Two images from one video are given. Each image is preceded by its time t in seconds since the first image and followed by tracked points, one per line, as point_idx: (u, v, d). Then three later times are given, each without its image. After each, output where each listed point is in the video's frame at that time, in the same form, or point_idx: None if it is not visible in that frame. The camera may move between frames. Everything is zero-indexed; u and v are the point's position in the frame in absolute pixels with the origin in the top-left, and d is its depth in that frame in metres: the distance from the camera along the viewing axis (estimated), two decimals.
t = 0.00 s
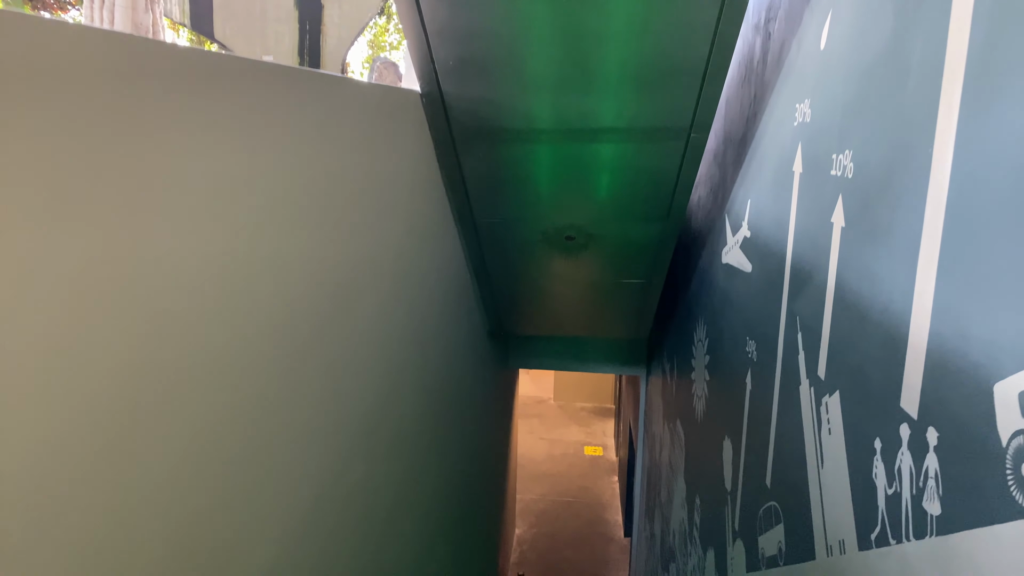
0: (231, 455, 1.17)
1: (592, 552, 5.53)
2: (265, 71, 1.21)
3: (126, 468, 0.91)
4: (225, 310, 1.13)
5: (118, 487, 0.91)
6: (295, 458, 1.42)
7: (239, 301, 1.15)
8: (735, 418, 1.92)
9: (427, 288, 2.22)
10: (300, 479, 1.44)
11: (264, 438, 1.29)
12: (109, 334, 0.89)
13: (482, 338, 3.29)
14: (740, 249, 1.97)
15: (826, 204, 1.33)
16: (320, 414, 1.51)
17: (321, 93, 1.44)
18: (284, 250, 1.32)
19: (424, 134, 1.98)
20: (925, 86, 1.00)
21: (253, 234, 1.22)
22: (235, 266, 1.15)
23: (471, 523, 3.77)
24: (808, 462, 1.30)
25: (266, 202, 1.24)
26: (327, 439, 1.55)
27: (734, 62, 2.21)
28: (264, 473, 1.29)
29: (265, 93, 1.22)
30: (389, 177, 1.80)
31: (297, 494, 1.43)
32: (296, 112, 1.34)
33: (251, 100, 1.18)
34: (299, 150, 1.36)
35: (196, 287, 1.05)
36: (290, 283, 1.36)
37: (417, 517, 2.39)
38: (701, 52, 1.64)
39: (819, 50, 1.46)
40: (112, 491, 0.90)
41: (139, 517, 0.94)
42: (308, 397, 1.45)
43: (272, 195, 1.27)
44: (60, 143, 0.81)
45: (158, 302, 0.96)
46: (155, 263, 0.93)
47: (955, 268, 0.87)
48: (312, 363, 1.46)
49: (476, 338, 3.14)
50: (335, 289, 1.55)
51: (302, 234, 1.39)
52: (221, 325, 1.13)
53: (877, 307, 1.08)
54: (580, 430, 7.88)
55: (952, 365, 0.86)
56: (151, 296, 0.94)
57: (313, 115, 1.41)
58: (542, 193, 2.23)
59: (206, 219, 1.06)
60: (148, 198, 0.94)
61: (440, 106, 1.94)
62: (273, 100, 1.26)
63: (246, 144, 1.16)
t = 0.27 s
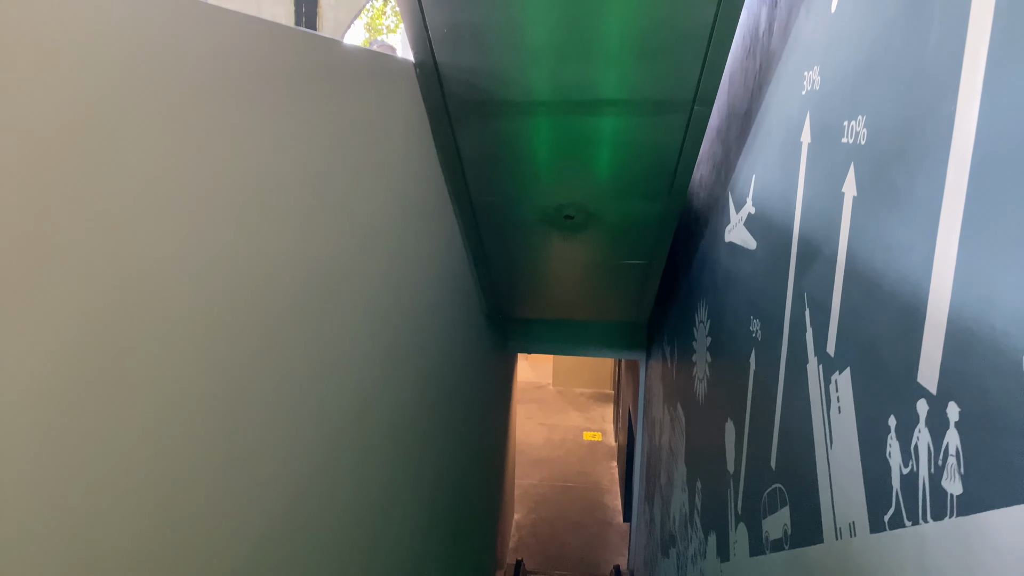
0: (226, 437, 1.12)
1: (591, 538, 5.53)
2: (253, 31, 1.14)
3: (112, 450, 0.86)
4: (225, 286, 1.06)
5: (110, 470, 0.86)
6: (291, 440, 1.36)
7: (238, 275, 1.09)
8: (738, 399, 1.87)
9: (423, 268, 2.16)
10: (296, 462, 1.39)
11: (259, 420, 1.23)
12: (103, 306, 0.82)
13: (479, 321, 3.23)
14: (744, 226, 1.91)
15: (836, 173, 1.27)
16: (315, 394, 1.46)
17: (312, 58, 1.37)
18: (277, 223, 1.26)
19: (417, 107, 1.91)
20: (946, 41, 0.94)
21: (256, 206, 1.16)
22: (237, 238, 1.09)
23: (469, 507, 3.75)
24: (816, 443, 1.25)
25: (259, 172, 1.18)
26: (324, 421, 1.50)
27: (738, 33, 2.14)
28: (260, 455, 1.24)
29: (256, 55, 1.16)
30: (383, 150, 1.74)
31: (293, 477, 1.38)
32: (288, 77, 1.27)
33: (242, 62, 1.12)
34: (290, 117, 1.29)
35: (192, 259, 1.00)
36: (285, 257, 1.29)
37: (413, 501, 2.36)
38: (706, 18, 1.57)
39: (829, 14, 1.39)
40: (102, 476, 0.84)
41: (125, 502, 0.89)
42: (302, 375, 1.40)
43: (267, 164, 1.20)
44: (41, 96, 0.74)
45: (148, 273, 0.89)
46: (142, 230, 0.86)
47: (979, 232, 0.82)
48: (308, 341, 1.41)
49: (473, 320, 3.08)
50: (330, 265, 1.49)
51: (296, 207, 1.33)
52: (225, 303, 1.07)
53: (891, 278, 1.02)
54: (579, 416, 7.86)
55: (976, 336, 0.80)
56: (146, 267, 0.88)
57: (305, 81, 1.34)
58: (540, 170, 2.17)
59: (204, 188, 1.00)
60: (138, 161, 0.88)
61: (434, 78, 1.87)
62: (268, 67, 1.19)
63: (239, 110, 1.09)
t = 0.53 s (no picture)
0: (227, 422, 1.07)
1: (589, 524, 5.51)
2: None
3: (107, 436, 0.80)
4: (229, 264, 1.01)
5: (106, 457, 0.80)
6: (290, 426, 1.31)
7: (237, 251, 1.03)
8: (741, 381, 1.83)
9: (418, 248, 2.10)
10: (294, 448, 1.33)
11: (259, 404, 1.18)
12: (94, 282, 0.76)
13: (475, 305, 3.17)
14: (748, 204, 1.85)
15: (847, 142, 1.21)
16: (313, 378, 1.41)
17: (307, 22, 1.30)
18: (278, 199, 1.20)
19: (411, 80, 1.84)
20: None
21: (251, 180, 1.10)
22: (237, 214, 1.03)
23: (465, 492, 3.71)
24: (824, 424, 1.20)
25: (259, 144, 1.12)
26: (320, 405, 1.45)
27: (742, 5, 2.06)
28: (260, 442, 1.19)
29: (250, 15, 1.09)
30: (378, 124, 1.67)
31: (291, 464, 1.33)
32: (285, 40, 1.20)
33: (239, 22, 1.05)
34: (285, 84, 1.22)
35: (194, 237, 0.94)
36: (285, 236, 1.24)
37: (408, 486, 2.32)
38: None
39: None
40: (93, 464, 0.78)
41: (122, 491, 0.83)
42: (301, 359, 1.34)
43: (266, 136, 1.14)
44: (24, 46, 0.67)
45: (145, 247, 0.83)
46: (131, 201, 0.80)
47: (1004, 195, 0.76)
48: (306, 324, 1.35)
49: (469, 303, 3.03)
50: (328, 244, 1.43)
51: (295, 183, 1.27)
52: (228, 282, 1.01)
53: (906, 248, 0.97)
54: (577, 402, 7.84)
55: (1001, 306, 0.75)
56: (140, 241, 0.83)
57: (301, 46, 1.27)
58: (538, 147, 2.11)
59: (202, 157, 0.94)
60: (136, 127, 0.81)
61: (429, 49, 1.80)
62: (262, 29, 1.12)
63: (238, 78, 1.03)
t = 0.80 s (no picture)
0: (225, 408, 1.01)
1: (586, 513, 5.49)
2: None
3: (106, 423, 0.74)
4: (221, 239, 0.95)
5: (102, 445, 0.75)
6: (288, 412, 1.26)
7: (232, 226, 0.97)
8: (743, 365, 1.78)
9: (413, 230, 2.04)
10: (290, 435, 1.28)
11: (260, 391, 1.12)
12: (88, 256, 0.70)
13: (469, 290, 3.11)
14: (751, 182, 1.79)
15: (857, 111, 1.15)
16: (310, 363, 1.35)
17: None
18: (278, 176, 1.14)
19: (403, 52, 1.77)
20: None
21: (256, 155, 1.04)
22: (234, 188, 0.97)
23: (461, 480, 3.67)
24: (833, 406, 1.15)
25: (258, 114, 1.05)
26: (316, 391, 1.40)
27: None
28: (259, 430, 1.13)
29: None
30: (372, 98, 1.61)
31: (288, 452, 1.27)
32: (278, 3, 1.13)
33: None
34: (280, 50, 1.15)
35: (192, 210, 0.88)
36: (286, 213, 1.18)
37: (402, 474, 2.27)
38: None
39: None
40: (92, 454, 0.73)
41: (120, 481, 0.78)
42: (299, 343, 1.29)
43: (267, 108, 1.08)
44: None
45: (140, 220, 0.77)
46: (127, 167, 0.74)
47: None
48: (303, 306, 1.29)
49: (464, 289, 2.97)
50: (325, 223, 1.37)
51: (294, 159, 1.21)
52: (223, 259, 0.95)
53: (922, 218, 0.91)
54: (575, 391, 7.80)
55: None
56: (136, 213, 0.77)
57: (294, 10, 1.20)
58: (534, 124, 2.04)
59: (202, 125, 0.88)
60: (138, 89, 0.75)
61: (420, 20, 1.73)
62: None
63: (236, 42, 0.96)
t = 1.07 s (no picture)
0: (211, 396, 0.96)
1: (583, 502, 5.48)
2: None
3: (80, 408, 0.69)
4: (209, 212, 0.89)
5: (83, 437, 0.69)
6: (279, 397, 1.21)
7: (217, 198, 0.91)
8: (745, 350, 1.73)
9: (406, 213, 1.98)
10: (282, 421, 1.23)
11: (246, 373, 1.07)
12: (59, 225, 0.64)
13: (465, 277, 3.06)
14: (754, 162, 1.74)
15: (869, 79, 1.09)
16: (301, 347, 1.30)
17: None
18: (266, 148, 1.08)
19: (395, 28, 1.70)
20: None
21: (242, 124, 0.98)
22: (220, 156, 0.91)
23: (457, 469, 3.63)
24: (841, 388, 1.10)
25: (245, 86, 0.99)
26: (308, 377, 1.34)
27: None
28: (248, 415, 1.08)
29: None
30: (363, 75, 1.54)
31: (279, 437, 1.22)
32: None
33: None
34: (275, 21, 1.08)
35: (176, 180, 0.82)
36: (275, 189, 1.12)
37: (397, 463, 2.22)
38: None
39: None
40: (67, 439, 0.67)
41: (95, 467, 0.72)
42: (289, 326, 1.23)
43: (256, 76, 1.02)
44: None
45: (118, 190, 0.72)
46: (102, 131, 0.69)
47: None
48: (294, 288, 1.24)
49: (459, 275, 2.91)
50: (315, 201, 1.31)
51: (284, 131, 1.15)
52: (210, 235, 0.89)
53: (942, 187, 0.86)
54: (572, 380, 7.77)
55: None
56: (118, 193, 0.71)
57: None
58: (531, 103, 1.98)
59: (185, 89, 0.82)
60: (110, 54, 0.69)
61: None
62: None
63: (224, 2, 0.90)
